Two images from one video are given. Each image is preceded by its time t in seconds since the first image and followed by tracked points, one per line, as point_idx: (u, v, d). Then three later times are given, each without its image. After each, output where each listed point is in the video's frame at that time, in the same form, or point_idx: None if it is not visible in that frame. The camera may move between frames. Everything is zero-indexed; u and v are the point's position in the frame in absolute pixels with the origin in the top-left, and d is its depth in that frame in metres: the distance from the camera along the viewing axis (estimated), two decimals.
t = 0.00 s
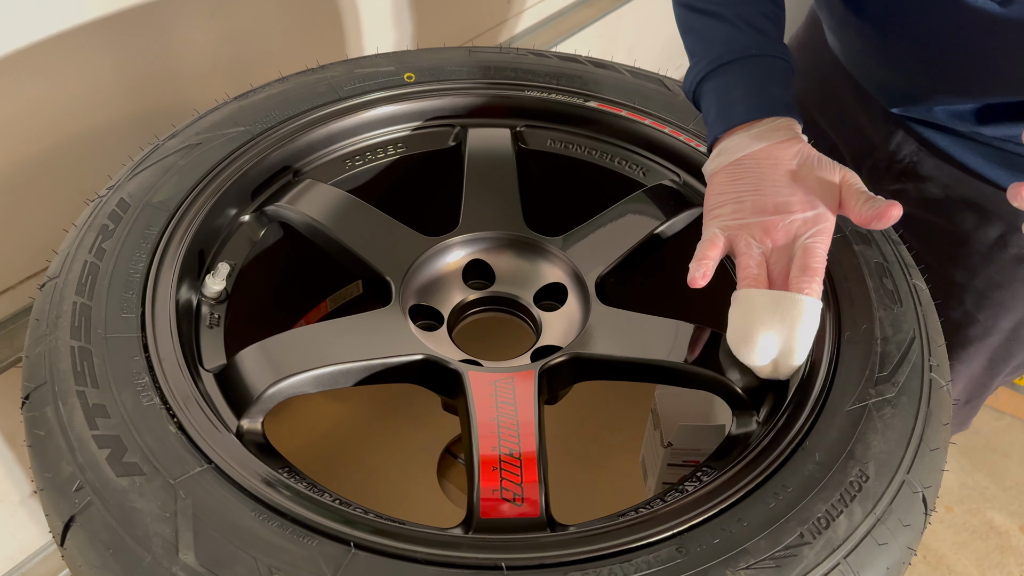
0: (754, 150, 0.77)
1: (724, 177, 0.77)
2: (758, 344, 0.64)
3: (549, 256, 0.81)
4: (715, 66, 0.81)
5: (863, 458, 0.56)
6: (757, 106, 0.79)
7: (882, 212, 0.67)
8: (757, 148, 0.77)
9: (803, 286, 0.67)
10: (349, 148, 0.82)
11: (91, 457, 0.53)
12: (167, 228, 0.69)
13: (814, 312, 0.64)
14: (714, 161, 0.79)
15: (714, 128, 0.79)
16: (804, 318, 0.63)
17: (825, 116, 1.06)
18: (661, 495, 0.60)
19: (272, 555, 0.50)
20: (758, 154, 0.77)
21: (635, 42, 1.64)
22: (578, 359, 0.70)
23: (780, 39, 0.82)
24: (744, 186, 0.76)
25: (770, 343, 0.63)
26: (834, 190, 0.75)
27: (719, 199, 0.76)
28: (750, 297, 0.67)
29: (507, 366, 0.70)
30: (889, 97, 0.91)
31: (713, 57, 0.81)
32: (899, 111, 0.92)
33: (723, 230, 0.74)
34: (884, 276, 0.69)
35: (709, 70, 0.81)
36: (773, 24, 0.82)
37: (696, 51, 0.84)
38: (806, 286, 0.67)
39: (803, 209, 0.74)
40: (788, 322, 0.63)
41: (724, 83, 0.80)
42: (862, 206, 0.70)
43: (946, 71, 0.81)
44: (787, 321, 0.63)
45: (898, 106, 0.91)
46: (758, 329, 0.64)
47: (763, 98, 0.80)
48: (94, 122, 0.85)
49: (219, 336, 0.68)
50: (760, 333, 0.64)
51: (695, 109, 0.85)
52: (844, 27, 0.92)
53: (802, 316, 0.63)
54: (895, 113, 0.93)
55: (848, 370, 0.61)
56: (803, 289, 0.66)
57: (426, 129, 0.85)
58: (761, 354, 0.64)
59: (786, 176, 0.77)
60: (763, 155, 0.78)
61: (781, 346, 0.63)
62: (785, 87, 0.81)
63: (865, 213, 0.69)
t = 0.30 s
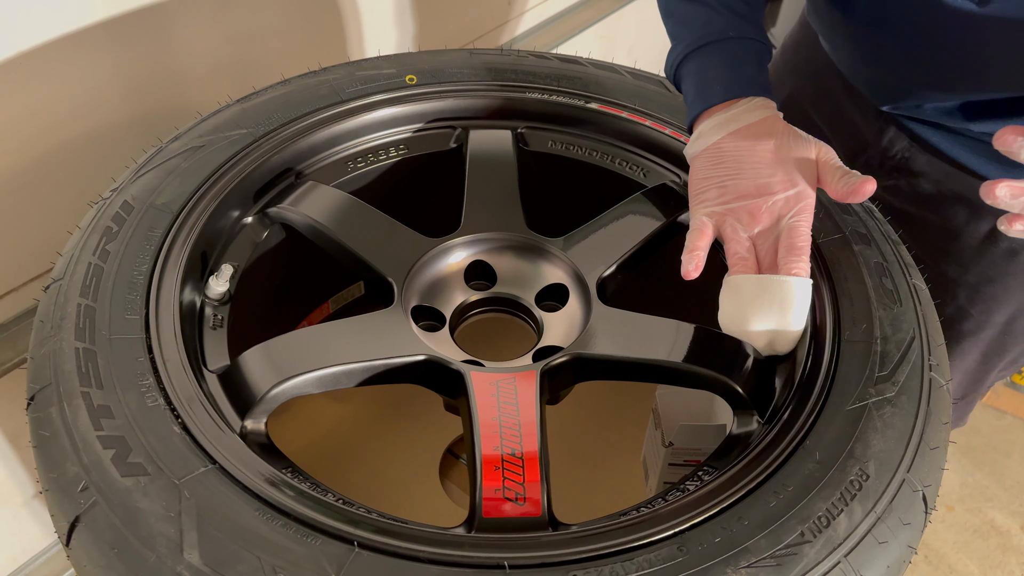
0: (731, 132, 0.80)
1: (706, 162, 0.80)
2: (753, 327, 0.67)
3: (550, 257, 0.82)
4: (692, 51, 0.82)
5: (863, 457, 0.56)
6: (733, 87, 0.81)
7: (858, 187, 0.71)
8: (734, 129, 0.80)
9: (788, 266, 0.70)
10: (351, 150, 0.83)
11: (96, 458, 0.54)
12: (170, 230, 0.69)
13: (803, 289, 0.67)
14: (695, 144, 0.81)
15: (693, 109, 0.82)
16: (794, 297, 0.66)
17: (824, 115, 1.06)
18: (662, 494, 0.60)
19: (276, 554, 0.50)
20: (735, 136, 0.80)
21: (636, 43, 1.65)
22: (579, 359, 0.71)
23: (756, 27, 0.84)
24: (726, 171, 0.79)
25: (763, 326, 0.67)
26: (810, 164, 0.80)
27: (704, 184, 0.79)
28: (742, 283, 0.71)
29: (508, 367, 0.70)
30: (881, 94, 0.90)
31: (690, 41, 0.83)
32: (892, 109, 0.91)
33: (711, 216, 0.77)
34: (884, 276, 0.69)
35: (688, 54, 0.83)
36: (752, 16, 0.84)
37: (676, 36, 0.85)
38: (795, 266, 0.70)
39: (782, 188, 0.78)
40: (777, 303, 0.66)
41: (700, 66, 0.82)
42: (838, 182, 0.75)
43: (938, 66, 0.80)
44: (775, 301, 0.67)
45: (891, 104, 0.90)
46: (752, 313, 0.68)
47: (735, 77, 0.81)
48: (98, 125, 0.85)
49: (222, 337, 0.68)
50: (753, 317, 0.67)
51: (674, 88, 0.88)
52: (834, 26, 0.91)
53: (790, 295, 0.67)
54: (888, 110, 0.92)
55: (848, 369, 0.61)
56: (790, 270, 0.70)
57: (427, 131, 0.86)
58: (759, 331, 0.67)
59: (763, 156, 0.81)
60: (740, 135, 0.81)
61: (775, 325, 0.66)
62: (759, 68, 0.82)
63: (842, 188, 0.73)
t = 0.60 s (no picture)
0: (713, 118, 0.80)
1: (692, 151, 0.80)
2: (752, 312, 0.69)
3: (555, 258, 0.82)
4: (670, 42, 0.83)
5: (869, 456, 0.56)
6: (713, 71, 0.81)
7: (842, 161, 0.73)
8: (716, 116, 0.80)
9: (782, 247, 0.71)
10: (358, 151, 0.83)
11: (106, 457, 0.54)
12: (178, 231, 0.69)
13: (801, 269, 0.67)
14: (680, 134, 0.81)
15: (675, 96, 0.83)
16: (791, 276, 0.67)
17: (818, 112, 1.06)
18: (669, 493, 0.60)
19: (286, 553, 0.50)
20: (719, 122, 0.80)
21: (639, 45, 1.65)
22: (585, 359, 0.71)
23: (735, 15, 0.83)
24: (714, 159, 0.79)
25: (762, 310, 0.68)
26: (796, 143, 0.80)
27: (694, 175, 0.79)
28: (743, 268, 0.71)
29: (514, 367, 0.70)
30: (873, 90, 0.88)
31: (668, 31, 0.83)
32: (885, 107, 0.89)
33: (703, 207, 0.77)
34: (888, 276, 0.69)
35: (666, 46, 0.83)
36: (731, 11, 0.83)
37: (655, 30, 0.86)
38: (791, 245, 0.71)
39: (772, 169, 0.77)
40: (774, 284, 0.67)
41: (679, 56, 0.83)
42: (824, 158, 0.76)
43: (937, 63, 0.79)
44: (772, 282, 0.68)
45: (883, 100, 0.88)
46: (750, 297, 0.69)
47: (715, 64, 0.82)
48: (106, 126, 0.86)
49: (229, 338, 0.69)
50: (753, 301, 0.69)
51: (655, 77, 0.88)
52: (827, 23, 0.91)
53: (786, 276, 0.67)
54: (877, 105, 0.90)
55: (853, 369, 0.62)
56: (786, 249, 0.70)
57: (433, 132, 0.86)
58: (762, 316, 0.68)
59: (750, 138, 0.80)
60: (724, 121, 0.81)
61: (773, 306, 0.67)
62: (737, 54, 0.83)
63: (828, 163, 0.75)
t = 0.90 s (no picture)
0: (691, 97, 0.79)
1: (674, 133, 0.80)
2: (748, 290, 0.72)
3: (556, 258, 0.82)
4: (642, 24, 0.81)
5: (874, 458, 0.56)
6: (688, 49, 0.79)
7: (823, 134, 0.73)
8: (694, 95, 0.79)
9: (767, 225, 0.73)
10: (358, 151, 0.83)
11: (105, 460, 0.54)
12: (177, 232, 0.69)
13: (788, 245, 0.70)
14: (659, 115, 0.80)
15: (652, 76, 0.82)
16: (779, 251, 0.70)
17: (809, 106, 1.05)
18: (672, 496, 0.60)
19: (287, 555, 0.50)
20: (696, 101, 0.79)
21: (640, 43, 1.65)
22: (587, 360, 0.70)
23: None
24: (695, 140, 0.79)
25: (758, 287, 0.71)
26: (776, 119, 0.79)
27: (677, 158, 0.79)
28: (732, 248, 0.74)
29: (514, 368, 0.70)
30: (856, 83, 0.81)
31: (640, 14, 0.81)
32: (874, 102, 0.82)
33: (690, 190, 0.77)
34: (892, 276, 0.69)
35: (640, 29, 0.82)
36: None
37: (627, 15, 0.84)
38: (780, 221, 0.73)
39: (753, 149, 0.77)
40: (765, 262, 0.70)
41: (653, 37, 0.81)
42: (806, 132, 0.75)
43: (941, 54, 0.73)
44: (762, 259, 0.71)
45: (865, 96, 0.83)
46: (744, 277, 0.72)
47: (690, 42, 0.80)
48: (106, 125, 0.85)
49: (229, 339, 0.68)
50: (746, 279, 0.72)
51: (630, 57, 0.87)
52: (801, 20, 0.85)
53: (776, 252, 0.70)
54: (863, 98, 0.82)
55: (858, 370, 0.61)
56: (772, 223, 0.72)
57: (434, 132, 0.86)
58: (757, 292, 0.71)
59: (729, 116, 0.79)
60: (701, 99, 0.79)
61: (767, 282, 0.70)
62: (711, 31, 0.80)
63: (810, 138, 0.74)
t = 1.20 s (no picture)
0: (669, 99, 0.77)
1: (659, 135, 0.78)
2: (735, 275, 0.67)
3: (558, 259, 0.82)
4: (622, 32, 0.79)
5: (876, 461, 0.56)
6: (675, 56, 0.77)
7: (800, 132, 0.71)
8: (671, 97, 0.77)
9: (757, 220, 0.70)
10: (359, 152, 0.83)
11: (105, 462, 0.54)
12: (178, 233, 0.69)
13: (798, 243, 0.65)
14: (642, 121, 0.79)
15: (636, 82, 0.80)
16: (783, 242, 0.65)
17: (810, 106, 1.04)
18: (674, 499, 0.60)
19: (287, 558, 0.50)
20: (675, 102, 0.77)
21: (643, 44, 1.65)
22: (588, 362, 0.70)
23: None
24: (681, 140, 0.76)
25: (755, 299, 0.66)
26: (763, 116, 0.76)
27: (663, 160, 0.77)
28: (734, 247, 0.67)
29: (515, 370, 0.70)
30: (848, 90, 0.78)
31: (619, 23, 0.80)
32: (864, 104, 0.79)
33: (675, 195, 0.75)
34: (895, 278, 0.68)
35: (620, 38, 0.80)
36: None
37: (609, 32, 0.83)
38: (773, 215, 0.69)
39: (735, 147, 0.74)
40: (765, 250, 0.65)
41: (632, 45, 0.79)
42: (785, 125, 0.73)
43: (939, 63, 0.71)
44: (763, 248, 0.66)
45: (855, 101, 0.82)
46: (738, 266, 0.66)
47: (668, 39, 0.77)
48: (107, 126, 0.85)
49: (230, 341, 0.68)
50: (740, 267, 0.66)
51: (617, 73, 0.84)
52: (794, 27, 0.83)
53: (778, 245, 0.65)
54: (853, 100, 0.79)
55: (860, 373, 0.61)
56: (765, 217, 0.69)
57: (435, 133, 0.85)
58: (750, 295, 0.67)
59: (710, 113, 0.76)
60: (680, 100, 0.77)
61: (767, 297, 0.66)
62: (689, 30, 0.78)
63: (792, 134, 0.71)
